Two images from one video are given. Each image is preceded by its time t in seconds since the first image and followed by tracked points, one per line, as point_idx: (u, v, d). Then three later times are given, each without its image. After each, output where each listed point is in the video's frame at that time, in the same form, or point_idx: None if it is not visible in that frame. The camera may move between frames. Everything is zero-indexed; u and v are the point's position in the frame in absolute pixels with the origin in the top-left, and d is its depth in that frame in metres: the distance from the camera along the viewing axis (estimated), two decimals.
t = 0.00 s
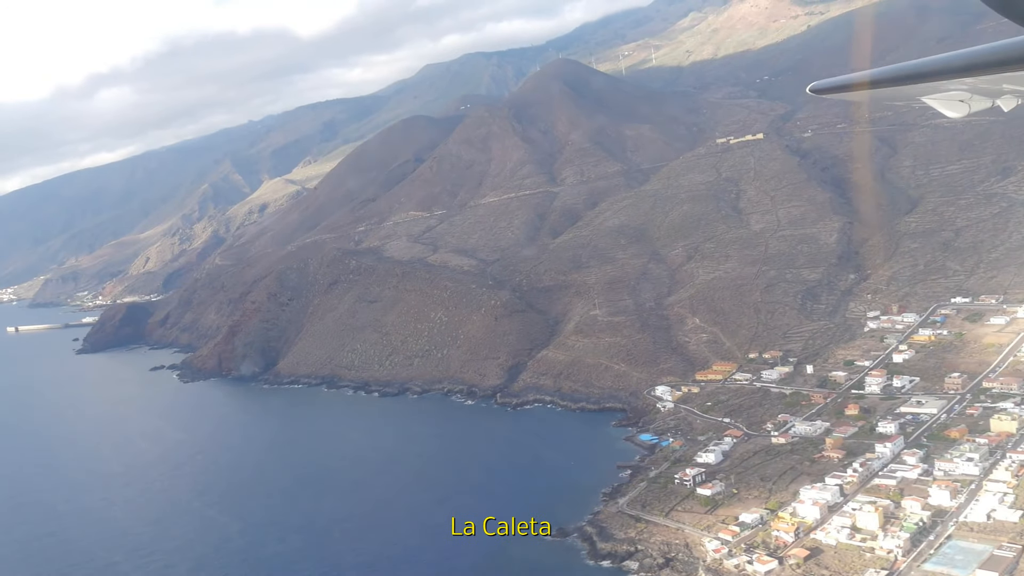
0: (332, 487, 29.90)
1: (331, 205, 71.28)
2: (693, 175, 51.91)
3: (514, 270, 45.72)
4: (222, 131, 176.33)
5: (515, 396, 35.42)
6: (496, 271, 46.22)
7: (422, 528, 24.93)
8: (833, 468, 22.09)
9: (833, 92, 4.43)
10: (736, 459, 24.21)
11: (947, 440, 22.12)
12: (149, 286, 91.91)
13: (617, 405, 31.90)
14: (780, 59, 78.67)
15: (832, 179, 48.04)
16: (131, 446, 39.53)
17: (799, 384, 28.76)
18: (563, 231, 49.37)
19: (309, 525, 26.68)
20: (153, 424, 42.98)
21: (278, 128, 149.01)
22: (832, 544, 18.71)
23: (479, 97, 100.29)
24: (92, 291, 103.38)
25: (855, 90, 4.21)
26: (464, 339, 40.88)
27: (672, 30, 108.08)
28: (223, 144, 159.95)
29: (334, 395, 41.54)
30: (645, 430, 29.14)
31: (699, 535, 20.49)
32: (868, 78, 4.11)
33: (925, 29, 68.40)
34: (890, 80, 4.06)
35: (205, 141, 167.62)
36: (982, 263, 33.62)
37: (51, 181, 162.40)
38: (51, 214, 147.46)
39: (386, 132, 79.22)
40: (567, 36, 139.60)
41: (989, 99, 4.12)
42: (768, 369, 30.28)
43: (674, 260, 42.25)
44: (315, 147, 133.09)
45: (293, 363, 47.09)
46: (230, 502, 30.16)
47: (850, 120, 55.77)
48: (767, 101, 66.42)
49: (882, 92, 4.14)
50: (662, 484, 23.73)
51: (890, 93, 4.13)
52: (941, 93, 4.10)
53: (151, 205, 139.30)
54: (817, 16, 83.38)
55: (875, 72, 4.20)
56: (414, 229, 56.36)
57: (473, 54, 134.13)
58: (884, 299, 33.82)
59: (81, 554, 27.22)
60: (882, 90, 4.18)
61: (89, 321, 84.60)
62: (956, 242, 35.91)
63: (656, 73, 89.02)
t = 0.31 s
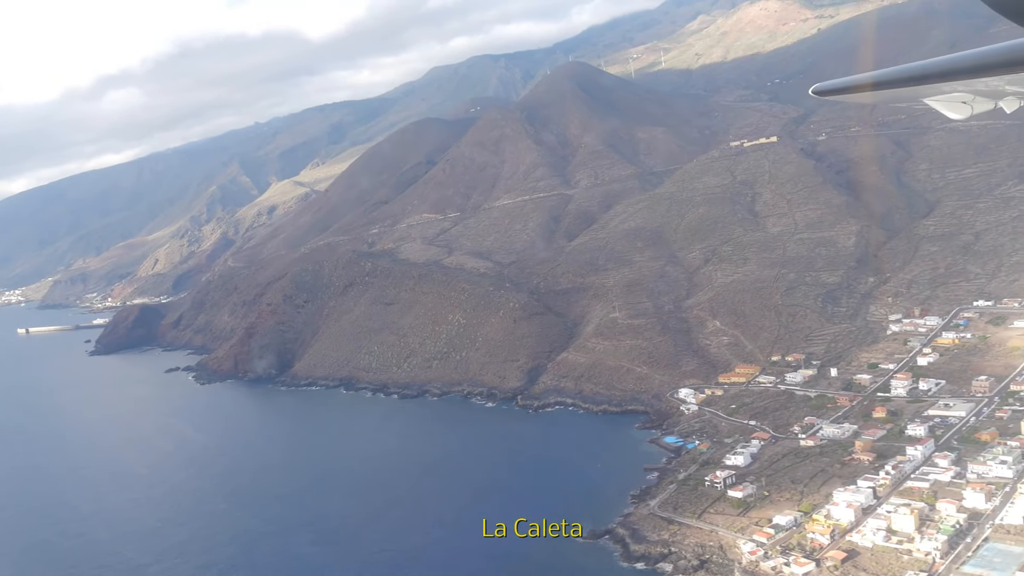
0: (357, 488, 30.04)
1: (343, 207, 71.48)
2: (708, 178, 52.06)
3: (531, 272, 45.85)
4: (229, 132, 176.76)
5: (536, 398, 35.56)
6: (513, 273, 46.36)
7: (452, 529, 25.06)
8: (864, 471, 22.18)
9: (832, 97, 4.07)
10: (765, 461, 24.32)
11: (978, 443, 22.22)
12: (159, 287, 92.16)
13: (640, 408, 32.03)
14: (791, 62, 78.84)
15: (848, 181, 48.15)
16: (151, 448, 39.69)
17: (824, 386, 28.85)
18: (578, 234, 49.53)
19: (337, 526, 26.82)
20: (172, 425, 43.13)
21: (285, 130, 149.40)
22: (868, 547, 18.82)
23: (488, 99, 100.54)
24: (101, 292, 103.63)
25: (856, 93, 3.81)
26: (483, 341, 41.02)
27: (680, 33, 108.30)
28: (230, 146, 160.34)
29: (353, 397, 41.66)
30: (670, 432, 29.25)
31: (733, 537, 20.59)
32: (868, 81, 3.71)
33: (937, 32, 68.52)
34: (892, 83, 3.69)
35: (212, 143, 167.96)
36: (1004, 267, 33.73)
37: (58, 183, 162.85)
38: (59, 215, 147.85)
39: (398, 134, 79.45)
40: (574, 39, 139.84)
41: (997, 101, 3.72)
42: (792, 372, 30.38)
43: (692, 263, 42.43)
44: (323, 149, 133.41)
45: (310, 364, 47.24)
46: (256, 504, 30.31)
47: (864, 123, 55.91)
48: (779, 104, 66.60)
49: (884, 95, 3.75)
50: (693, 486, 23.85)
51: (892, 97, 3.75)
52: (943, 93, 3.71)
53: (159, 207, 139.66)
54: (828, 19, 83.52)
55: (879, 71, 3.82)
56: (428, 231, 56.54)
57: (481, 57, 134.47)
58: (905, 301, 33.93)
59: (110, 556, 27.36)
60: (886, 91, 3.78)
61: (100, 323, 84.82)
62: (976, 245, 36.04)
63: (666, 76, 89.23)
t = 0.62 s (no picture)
0: (382, 489, 30.21)
1: (357, 208, 71.73)
2: (724, 179, 52.18)
3: (549, 273, 46.03)
4: (237, 134, 177.25)
5: (558, 399, 35.72)
6: (531, 274, 46.55)
7: (481, 530, 25.21)
8: (895, 472, 22.27)
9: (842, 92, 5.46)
10: (794, 462, 24.43)
11: (1009, 444, 22.29)
12: (170, 287, 92.52)
13: (663, 409, 32.19)
14: (802, 64, 78.98)
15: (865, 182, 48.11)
16: (173, 448, 39.91)
17: (849, 387, 28.95)
18: (595, 235, 49.72)
19: (364, 526, 26.99)
20: (192, 426, 43.36)
21: (294, 131, 149.78)
22: (904, 547, 18.91)
23: (499, 100, 100.80)
24: (112, 293, 103.92)
25: (865, 90, 5.26)
26: (502, 342, 41.22)
27: (690, 34, 108.39)
28: (238, 147, 160.79)
29: (373, 397, 41.87)
30: (695, 433, 29.39)
31: (767, 537, 20.68)
32: (877, 80, 5.12)
33: (950, 34, 68.57)
34: (897, 82, 5.10)
35: (220, 143, 168.33)
36: None
37: (66, 184, 163.36)
38: (68, 215, 148.35)
39: (410, 136, 79.67)
40: (583, 41, 139.93)
41: (989, 99, 5.28)
42: (816, 373, 30.49)
43: (710, 265, 42.61)
44: (332, 150, 133.71)
45: (328, 365, 47.47)
46: (282, 504, 30.51)
47: (878, 125, 56.00)
48: (793, 106, 66.70)
49: (889, 90, 5.17)
50: (723, 487, 23.98)
51: (895, 92, 5.17)
52: (948, 93, 5.19)
53: (168, 208, 140.08)
54: (840, 21, 83.49)
55: (882, 74, 5.24)
56: (444, 233, 56.73)
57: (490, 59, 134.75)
58: (927, 303, 34.00)
59: (139, 555, 27.58)
60: (888, 89, 5.21)
61: (113, 323, 85.13)
62: (996, 247, 36.12)
63: (677, 77, 89.40)
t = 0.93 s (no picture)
0: (404, 489, 30.34)
1: (367, 209, 71.91)
2: (737, 180, 52.30)
3: (564, 275, 46.16)
4: (242, 135, 177.64)
5: (577, 401, 35.84)
6: (546, 275, 46.68)
7: (507, 530, 25.34)
8: (923, 473, 22.34)
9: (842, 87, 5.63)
10: (820, 463, 24.52)
11: None
12: (179, 288, 92.75)
13: (683, 410, 32.32)
14: (812, 65, 79.13)
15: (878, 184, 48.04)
16: (190, 448, 40.04)
17: (870, 389, 29.02)
18: (609, 237, 49.86)
19: (390, 526, 27.10)
20: (209, 426, 43.48)
21: (300, 132, 150.11)
22: (936, 548, 18.97)
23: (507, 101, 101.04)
24: (120, 293, 104.05)
25: (867, 83, 5.28)
26: (519, 343, 41.33)
27: (698, 36, 108.61)
28: (245, 147, 161.13)
29: (389, 398, 42.00)
30: (717, 435, 29.48)
31: (798, 538, 20.76)
32: (879, 73, 5.16)
33: (960, 36, 68.67)
34: (899, 77, 5.16)
35: (225, 144, 168.56)
36: None
37: (72, 184, 163.64)
38: (74, 215, 148.53)
39: (420, 137, 79.88)
40: (589, 43, 140.27)
41: (987, 93, 5.67)
42: (837, 375, 30.57)
43: (726, 266, 42.75)
44: (339, 151, 133.99)
45: (343, 366, 47.58)
46: (305, 504, 30.64)
47: (891, 127, 56.09)
48: (804, 108, 66.83)
49: (890, 85, 5.22)
50: (750, 488, 24.07)
51: (894, 87, 5.23)
52: (952, 89, 5.54)
53: (175, 208, 140.36)
54: (848, 23, 83.64)
55: (881, 70, 5.27)
56: (456, 234, 56.92)
57: (496, 60, 135.01)
58: (945, 304, 34.07)
59: (165, 554, 27.74)
60: (887, 83, 5.25)
61: (122, 323, 85.30)
62: (1014, 248, 36.16)
63: (685, 79, 89.57)
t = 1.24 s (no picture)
0: (426, 490, 30.41)
1: (377, 210, 72.02)
2: (749, 181, 52.37)
3: (578, 275, 46.27)
4: (247, 136, 177.94)
5: (595, 401, 35.92)
6: (560, 276, 46.79)
7: (532, 530, 25.43)
8: (951, 473, 22.41)
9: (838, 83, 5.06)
10: (845, 463, 24.59)
11: None
12: (186, 289, 92.88)
13: (703, 411, 32.41)
14: (819, 66, 79.25)
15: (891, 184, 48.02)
16: (208, 449, 40.13)
17: (892, 390, 29.09)
18: (622, 237, 49.97)
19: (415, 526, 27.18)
20: (225, 427, 43.53)
21: (305, 133, 150.37)
22: (969, 548, 19.03)
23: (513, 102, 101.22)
24: (127, 293, 104.12)
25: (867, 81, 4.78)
26: (535, 344, 41.42)
27: (704, 37, 108.78)
28: (249, 148, 161.39)
29: (405, 399, 42.07)
30: (739, 435, 29.56)
31: (828, 539, 20.82)
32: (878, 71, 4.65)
33: (969, 36, 68.80)
34: (897, 74, 4.66)
35: (230, 146, 168.70)
36: None
37: (77, 184, 163.78)
38: (79, 216, 148.63)
39: (428, 138, 80.05)
40: (594, 44, 140.47)
41: (993, 88, 5.01)
42: (857, 375, 30.64)
43: (740, 267, 42.84)
44: (344, 153, 134.21)
45: (356, 366, 47.65)
46: (327, 503, 30.71)
47: (902, 127, 56.17)
48: (813, 109, 66.91)
49: (891, 82, 4.71)
50: (776, 489, 24.14)
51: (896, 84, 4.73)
52: (953, 86, 4.98)
53: (180, 209, 140.50)
54: (855, 23, 83.80)
55: (882, 65, 4.78)
56: (468, 235, 57.08)
57: (501, 61, 135.28)
58: (964, 305, 34.14)
59: (189, 554, 27.82)
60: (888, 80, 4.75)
61: (130, 324, 85.39)
62: None
63: (693, 80, 89.72)
